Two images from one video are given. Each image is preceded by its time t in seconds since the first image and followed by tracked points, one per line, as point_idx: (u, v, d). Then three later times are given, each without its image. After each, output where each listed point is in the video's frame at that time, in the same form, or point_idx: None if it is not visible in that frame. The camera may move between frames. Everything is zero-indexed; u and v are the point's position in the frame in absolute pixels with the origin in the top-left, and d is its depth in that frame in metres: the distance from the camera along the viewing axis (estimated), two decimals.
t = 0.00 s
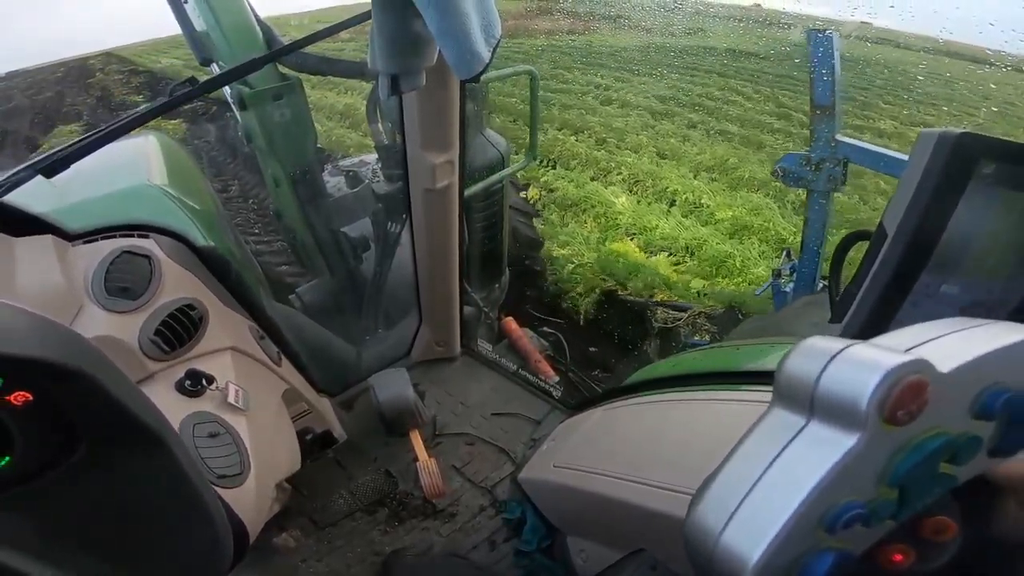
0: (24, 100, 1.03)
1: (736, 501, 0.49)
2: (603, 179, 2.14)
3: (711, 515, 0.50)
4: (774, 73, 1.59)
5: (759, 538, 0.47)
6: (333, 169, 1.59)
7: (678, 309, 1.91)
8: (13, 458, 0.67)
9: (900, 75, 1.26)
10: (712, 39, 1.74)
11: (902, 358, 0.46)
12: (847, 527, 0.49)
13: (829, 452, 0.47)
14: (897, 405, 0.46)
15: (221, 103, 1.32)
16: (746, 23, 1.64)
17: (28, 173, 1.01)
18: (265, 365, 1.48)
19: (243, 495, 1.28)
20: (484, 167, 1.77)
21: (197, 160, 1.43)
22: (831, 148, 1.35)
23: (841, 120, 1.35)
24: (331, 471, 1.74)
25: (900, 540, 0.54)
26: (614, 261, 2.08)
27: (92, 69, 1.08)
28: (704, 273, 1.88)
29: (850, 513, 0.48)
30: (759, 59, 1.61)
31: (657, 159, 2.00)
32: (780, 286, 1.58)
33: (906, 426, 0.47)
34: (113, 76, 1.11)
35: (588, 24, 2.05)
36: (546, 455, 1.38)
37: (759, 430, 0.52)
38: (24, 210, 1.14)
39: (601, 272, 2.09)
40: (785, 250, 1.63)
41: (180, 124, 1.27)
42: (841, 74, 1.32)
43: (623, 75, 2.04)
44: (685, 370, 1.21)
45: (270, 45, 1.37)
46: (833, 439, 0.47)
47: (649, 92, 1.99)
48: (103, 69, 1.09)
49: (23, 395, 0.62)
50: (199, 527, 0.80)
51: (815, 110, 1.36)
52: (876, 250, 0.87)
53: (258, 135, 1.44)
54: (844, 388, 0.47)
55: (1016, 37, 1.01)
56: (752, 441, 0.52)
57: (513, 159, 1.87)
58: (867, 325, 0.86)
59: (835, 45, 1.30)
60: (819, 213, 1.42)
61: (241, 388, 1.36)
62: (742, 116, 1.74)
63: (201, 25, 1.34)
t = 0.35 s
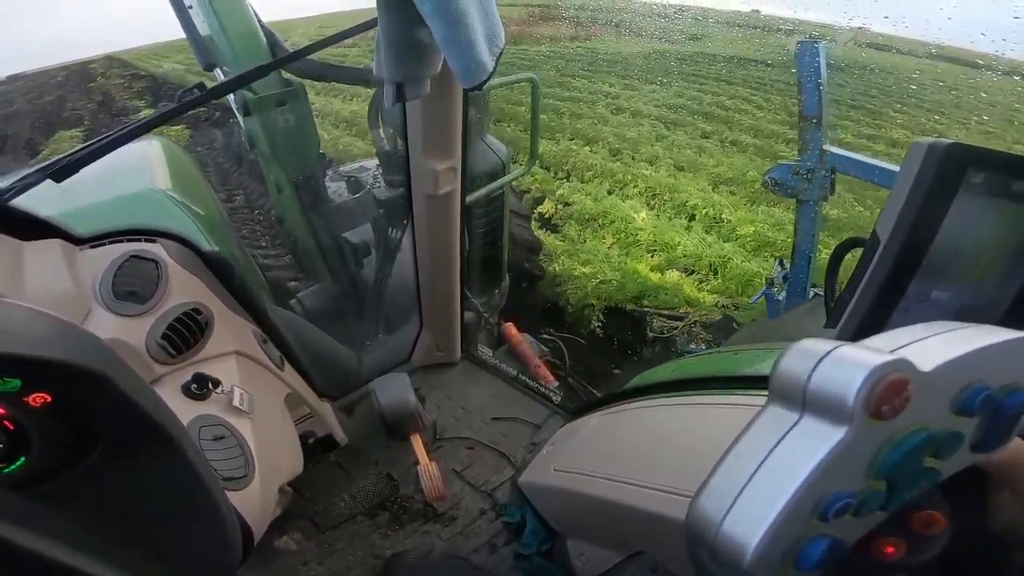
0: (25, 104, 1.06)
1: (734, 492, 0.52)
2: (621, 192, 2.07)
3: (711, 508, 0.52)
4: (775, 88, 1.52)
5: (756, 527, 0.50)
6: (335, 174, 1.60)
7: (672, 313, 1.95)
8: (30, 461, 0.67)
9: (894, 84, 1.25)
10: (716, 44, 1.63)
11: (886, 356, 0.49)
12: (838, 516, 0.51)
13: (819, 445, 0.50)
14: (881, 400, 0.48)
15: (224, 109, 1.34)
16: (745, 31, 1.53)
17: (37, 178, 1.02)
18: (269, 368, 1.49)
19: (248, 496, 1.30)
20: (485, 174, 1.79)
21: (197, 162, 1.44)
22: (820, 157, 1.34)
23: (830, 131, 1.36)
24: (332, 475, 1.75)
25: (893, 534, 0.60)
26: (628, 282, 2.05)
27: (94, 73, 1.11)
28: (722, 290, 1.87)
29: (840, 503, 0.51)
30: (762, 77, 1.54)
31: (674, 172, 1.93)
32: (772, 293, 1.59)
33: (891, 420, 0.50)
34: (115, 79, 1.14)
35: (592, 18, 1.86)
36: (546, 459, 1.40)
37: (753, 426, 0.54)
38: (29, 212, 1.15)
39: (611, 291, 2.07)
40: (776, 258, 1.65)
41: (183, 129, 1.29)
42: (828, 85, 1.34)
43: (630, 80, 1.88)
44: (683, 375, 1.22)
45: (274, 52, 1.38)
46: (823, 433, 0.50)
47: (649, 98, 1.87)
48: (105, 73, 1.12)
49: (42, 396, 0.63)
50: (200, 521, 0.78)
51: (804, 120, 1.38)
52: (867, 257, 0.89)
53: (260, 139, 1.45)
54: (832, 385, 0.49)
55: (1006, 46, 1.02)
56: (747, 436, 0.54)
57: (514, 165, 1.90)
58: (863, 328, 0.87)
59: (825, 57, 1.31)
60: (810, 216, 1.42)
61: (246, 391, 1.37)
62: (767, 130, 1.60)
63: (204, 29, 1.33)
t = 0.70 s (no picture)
0: (25, 109, 1.04)
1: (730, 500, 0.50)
2: (638, 207, 2.07)
3: (704, 517, 0.51)
4: (773, 86, 1.52)
5: (751, 537, 0.48)
6: (332, 179, 1.61)
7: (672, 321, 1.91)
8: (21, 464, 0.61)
9: (892, 83, 1.26)
10: (715, 51, 1.60)
11: (886, 364, 0.48)
12: (835, 525, 0.50)
13: (816, 454, 0.48)
14: (880, 408, 0.47)
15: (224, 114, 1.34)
16: (746, 35, 1.48)
17: (32, 181, 1.02)
18: (263, 372, 1.49)
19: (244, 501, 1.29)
20: (483, 178, 1.79)
21: (194, 165, 1.43)
22: (815, 164, 1.31)
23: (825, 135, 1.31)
24: (328, 479, 1.74)
25: (891, 542, 0.60)
26: (651, 295, 1.99)
27: (96, 79, 1.12)
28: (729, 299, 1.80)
29: (837, 512, 0.50)
30: (763, 80, 1.54)
31: (691, 185, 1.90)
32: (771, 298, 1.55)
33: (890, 429, 0.49)
34: (116, 80, 1.14)
35: (584, 35, 1.86)
36: (542, 465, 1.40)
37: (750, 435, 0.53)
38: (27, 215, 1.13)
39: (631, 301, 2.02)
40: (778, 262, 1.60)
41: (184, 134, 1.29)
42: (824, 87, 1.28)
43: (636, 88, 1.90)
44: (680, 380, 1.22)
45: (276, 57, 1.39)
46: (820, 442, 0.48)
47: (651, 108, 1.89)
48: (105, 76, 1.13)
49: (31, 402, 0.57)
50: (193, 531, 0.75)
51: (801, 124, 1.32)
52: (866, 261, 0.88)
53: (259, 142, 1.44)
54: (831, 392, 0.48)
55: (1002, 49, 1.01)
56: (743, 445, 0.53)
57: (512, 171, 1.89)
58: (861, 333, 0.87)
59: (820, 60, 1.24)
60: (808, 219, 1.39)
61: (241, 396, 1.37)
62: (772, 137, 1.61)
63: (205, 33, 1.33)
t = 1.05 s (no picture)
0: (22, 115, 1.05)
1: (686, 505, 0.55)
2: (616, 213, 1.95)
3: (662, 522, 0.55)
4: (764, 89, 1.40)
5: (705, 542, 0.52)
6: (329, 185, 1.61)
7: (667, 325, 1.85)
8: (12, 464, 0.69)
9: (877, 89, 1.18)
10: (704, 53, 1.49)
11: (835, 373, 0.51)
12: (788, 531, 0.55)
13: (766, 461, 0.52)
14: (827, 417, 0.51)
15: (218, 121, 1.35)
16: (733, 39, 1.40)
17: (25, 188, 1.01)
18: (256, 377, 1.49)
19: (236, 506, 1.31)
20: (477, 182, 1.80)
21: (193, 174, 1.43)
22: (808, 165, 1.31)
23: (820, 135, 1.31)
24: (323, 484, 1.74)
25: (856, 549, 0.62)
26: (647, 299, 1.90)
27: (93, 85, 1.10)
28: (729, 301, 1.68)
29: (789, 520, 0.54)
30: (750, 85, 1.42)
31: (708, 195, 1.63)
32: (767, 300, 1.52)
33: (838, 436, 0.52)
34: (115, 89, 1.13)
35: (578, 40, 1.79)
36: (537, 469, 1.40)
37: (708, 441, 0.57)
38: (21, 222, 1.14)
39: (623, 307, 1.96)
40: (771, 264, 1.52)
41: (183, 141, 1.31)
42: (816, 90, 1.26)
43: (615, 91, 1.78)
44: (671, 384, 1.22)
45: (268, 63, 1.39)
46: (771, 450, 0.52)
47: (638, 119, 1.75)
48: (102, 84, 1.11)
49: (17, 406, 0.65)
50: (193, 532, 0.83)
51: (793, 127, 1.32)
52: (849, 263, 0.89)
53: (254, 150, 1.45)
54: (780, 400, 0.51)
55: (984, 49, 0.94)
56: (701, 450, 0.57)
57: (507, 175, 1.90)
58: (842, 337, 0.86)
59: (811, 61, 1.24)
60: (802, 223, 1.38)
61: (234, 401, 1.38)
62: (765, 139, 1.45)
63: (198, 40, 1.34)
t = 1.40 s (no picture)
0: (17, 121, 1.05)
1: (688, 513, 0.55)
2: (615, 212, 1.96)
3: (664, 529, 0.55)
4: (760, 93, 1.41)
5: (707, 551, 0.52)
6: (326, 191, 1.60)
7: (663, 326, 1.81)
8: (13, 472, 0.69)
9: (877, 90, 1.19)
10: (703, 58, 1.52)
11: (837, 382, 0.51)
12: (791, 539, 0.55)
13: (769, 469, 0.52)
14: (830, 426, 0.51)
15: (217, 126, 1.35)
16: (732, 41, 1.42)
17: (23, 194, 1.01)
18: (255, 383, 1.49)
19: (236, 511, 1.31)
20: (476, 186, 1.80)
21: (191, 180, 1.43)
22: (805, 167, 1.27)
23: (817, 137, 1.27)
24: (324, 488, 1.74)
25: (857, 553, 0.62)
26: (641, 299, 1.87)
27: (87, 89, 1.11)
28: (723, 301, 1.65)
29: (791, 527, 0.54)
30: (749, 88, 1.43)
31: (726, 205, 1.60)
32: (764, 303, 1.50)
33: (840, 445, 0.53)
34: (110, 93, 1.14)
35: (579, 44, 1.80)
36: (538, 471, 1.40)
37: (710, 448, 0.57)
38: (18, 231, 1.14)
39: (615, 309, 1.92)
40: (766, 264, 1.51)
41: (182, 149, 1.32)
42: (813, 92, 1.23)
43: (616, 96, 1.83)
44: (672, 387, 1.22)
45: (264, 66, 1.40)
46: (774, 458, 0.52)
47: (636, 123, 1.81)
48: (99, 88, 1.12)
49: (18, 415, 0.64)
50: (192, 532, 0.83)
51: (789, 129, 1.28)
52: (848, 264, 0.88)
53: (250, 152, 1.45)
54: (783, 409, 0.51)
55: (980, 50, 0.94)
56: (704, 458, 0.57)
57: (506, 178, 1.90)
58: (841, 341, 0.85)
59: (807, 63, 1.22)
60: (799, 225, 1.35)
61: (234, 407, 1.38)
62: (756, 141, 1.48)
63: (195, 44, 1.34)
